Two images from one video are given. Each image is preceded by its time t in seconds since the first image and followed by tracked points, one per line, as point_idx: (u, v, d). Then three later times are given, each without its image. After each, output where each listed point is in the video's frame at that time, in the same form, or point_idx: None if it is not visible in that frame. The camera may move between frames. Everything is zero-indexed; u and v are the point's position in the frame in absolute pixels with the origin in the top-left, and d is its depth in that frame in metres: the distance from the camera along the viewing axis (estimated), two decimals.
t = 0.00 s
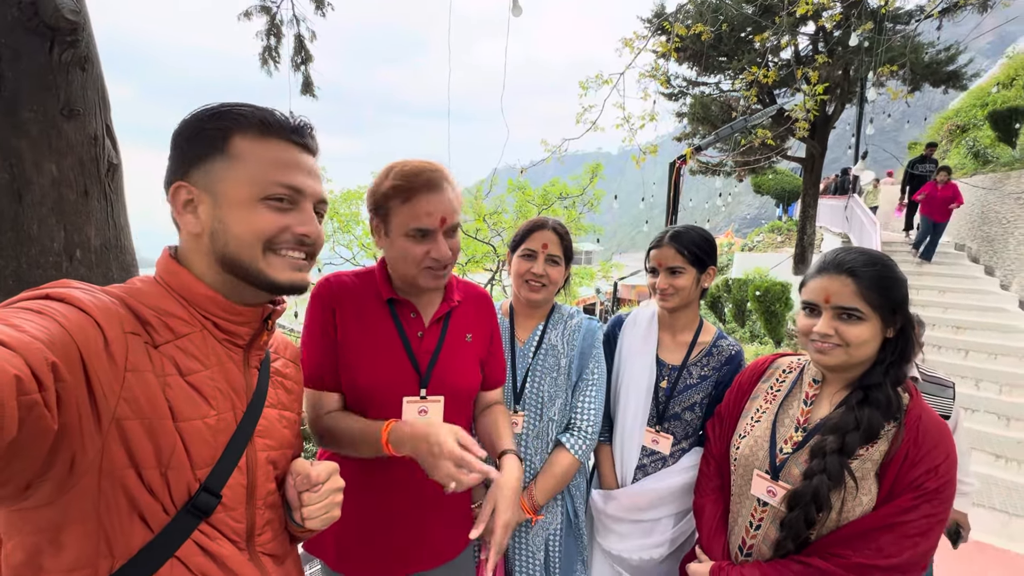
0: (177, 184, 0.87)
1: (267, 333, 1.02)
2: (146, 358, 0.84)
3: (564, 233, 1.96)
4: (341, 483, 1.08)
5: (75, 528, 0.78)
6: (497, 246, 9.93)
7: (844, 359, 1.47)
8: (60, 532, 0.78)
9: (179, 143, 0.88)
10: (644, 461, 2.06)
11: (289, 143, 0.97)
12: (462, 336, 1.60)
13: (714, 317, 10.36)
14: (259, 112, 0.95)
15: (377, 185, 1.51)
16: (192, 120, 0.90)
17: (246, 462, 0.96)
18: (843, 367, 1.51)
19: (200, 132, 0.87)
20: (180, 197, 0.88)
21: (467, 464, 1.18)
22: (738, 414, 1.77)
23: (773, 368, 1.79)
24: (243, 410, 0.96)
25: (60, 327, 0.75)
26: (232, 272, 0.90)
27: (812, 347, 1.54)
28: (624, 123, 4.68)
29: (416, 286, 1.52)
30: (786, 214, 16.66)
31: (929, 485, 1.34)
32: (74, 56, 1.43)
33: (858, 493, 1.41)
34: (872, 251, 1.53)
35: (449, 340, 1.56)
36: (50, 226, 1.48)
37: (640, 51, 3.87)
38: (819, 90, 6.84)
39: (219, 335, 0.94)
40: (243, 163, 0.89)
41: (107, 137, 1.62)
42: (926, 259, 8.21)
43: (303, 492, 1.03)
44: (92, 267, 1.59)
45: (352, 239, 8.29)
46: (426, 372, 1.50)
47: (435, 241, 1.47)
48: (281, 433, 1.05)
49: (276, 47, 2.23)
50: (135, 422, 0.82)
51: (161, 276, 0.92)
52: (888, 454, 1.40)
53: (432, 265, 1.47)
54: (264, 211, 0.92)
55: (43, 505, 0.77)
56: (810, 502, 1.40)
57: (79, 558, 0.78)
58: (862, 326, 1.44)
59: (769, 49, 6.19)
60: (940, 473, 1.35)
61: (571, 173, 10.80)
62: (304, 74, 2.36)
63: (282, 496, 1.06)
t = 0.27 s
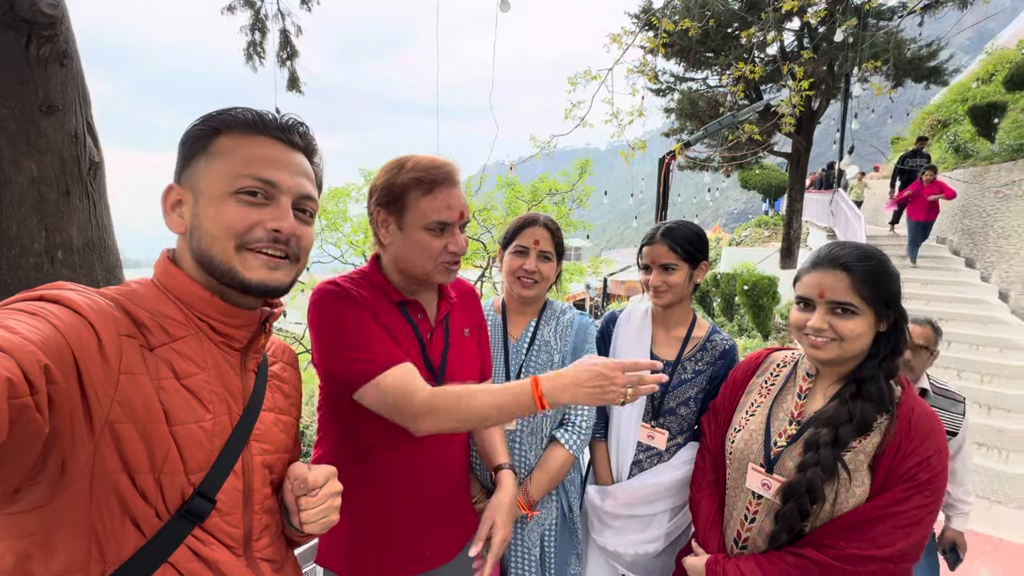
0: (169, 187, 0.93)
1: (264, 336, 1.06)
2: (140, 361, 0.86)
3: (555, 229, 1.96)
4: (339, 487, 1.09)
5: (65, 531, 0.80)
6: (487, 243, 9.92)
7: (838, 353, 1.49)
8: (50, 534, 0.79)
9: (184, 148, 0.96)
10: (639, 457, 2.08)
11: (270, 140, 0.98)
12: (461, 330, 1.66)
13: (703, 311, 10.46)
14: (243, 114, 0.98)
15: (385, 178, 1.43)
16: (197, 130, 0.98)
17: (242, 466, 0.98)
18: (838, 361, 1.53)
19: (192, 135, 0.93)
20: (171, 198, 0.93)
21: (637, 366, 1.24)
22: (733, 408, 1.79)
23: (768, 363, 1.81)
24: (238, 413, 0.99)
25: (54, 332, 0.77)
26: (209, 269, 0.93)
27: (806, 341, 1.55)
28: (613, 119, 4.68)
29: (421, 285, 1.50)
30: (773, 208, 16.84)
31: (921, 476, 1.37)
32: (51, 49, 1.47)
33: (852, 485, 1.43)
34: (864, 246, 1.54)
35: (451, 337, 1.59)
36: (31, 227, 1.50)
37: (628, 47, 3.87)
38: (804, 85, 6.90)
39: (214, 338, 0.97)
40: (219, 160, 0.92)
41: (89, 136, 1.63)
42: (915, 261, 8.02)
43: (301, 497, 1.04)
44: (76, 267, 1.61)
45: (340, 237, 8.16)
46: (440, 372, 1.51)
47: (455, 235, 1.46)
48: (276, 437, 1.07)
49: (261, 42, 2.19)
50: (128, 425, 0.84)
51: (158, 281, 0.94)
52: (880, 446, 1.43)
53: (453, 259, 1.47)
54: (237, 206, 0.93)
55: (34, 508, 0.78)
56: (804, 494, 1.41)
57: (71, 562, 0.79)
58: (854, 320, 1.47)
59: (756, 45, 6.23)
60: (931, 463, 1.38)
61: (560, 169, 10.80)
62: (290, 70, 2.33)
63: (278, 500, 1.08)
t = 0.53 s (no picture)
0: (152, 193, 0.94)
1: (254, 339, 1.05)
2: (126, 367, 0.84)
3: (543, 228, 1.96)
4: (332, 492, 1.08)
5: (51, 539, 0.77)
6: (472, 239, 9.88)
7: (824, 348, 1.53)
8: (34, 546, 0.75)
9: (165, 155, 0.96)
10: (630, 454, 2.11)
11: (245, 139, 0.99)
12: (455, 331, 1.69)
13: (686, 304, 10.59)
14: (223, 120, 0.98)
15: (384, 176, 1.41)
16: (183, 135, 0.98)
17: (233, 472, 0.97)
18: (825, 356, 1.56)
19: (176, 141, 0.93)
20: (156, 204, 0.94)
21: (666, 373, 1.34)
22: (723, 403, 1.82)
23: (758, 358, 1.84)
24: (229, 418, 0.98)
25: (39, 336, 0.74)
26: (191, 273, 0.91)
27: (794, 337, 1.59)
28: (597, 115, 4.69)
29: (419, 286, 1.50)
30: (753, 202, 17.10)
31: (905, 468, 1.41)
32: (18, 44, 1.43)
33: (838, 477, 1.46)
34: (851, 242, 1.57)
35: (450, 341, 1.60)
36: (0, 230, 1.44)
37: (610, 43, 3.88)
38: (784, 81, 7.00)
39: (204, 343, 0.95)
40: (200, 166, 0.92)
41: (60, 134, 1.58)
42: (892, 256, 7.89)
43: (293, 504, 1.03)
44: (48, 272, 1.55)
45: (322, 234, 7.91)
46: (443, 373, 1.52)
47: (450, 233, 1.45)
48: (268, 441, 1.06)
49: (238, 36, 2.14)
50: (115, 432, 0.82)
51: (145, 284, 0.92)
52: (865, 439, 1.46)
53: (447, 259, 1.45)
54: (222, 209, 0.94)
55: (14, 518, 0.73)
56: (791, 486, 1.45)
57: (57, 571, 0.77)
58: (839, 316, 1.50)
59: (736, 40, 6.30)
60: (914, 455, 1.41)
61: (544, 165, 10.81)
62: (269, 65, 2.28)
63: (270, 506, 1.07)
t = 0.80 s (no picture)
0: (153, 193, 0.88)
1: (236, 339, 1.05)
2: (103, 369, 0.85)
3: (525, 223, 1.96)
4: (318, 491, 1.09)
5: (29, 542, 0.80)
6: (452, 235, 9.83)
7: (803, 337, 1.57)
8: (13, 550, 0.79)
9: (137, 147, 0.87)
10: (615, 446, 2.13)
11: (252, 142, 0.98)
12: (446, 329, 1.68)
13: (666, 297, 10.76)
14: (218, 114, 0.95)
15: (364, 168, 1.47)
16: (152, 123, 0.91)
17: (216, 474, 0.98)
18: (803, 345, 1.60)
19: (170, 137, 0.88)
20: (156, 205, 0.89)
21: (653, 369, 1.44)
22: (706, 392, 1.86)
23: (739, 349, 1.88)
24: (212, 420, 0.99)
25: (13, 343, 0.76)
26: (223, 279, 0.96)
27: (773, 326, 1.62)
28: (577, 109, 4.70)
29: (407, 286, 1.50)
30: (730, 196, 17.40)
31: (878, 453, 1.46)
32: None
33: (816, 462, 1.51)
34: (827, 235, 1.61)
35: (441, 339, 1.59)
36: None
37: (589, 38, 3.89)
38: (758, 77, 7.11)
39: (184, 344, 0.96)
40: (226, 170, 0.93)
41: (20, 130, 1.63)
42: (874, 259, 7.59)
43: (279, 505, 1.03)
44: (17, 269, 1.65)
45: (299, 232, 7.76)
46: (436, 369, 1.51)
47: (394, 225, 1.42)
48: (252, 442, 1.07)
49: (209, 29, 2.08)
50: (93, 436, 0.84)
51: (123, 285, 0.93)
52: (842, 425, 1.51)
53: (389, 249, 1.41)
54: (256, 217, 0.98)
55: None
56: (770, 472, 1.48)
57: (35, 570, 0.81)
58: (817, 306, 1.54)
59: (712, 36, 6.37)
60: (887, 439, 1.47)
61: (525, 160, 10.80)
62: (243, 59, 2.22)
63: (255, 507, 1.08)
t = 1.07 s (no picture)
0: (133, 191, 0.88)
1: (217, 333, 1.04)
2: (81, 366, 0.84)
3: (503, 216, 1.97)
4: (304, 487, 1.10)
5: (6, 541, 0.80)
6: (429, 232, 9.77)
7: (775, 325, 1.62)
8: None
9: (111, 142, 0.86)
10: (593, 434, 2.17)
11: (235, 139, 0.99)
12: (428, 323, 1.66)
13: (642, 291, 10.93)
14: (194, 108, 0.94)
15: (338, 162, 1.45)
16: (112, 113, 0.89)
17: (200, 470, 0.98)
18: (776, 332, 1.66)
19: (149, 132, 0.87)
20: (139, 201, 0.89)
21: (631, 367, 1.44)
22: (686, 379, 1.90)
23: (716, 336, 1.93)
24: (195, 416, 0.98)
25: None
26: (210, 277, 0.97)
27: (747, 315, 1.68)
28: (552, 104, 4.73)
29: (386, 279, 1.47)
30: (703, 190, 17.76)
31: (849, 432, 1.52)
32: None
33: (790, 443, 1.57)
34: (797, 225, 1.66)
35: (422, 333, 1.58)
36: None
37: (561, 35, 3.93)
38: (728, 73, 7.26)
39: (165, 339, 0.95)
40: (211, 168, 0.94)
41: None
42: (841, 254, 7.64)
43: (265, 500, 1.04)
44: None
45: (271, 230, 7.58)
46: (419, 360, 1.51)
47: (364, 219, 1.40)
48: (236, 438, 1.07)
49: (173, 20, 2.00)
50: (71, 434, 0.83)
51: (97, 281, 0.92)
52: (814, 406, 1.57)
53: (361, 244, 1.39)
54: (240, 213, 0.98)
55: None
56: (749, 455, 1.54)
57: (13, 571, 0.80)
58: (788, 294, 1.59)
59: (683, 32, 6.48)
60: (858, 417, 1.52)
61: (501, 155, 10.78)
62: (210, 52, 2.16)
63: (240, 505, 1.09)
